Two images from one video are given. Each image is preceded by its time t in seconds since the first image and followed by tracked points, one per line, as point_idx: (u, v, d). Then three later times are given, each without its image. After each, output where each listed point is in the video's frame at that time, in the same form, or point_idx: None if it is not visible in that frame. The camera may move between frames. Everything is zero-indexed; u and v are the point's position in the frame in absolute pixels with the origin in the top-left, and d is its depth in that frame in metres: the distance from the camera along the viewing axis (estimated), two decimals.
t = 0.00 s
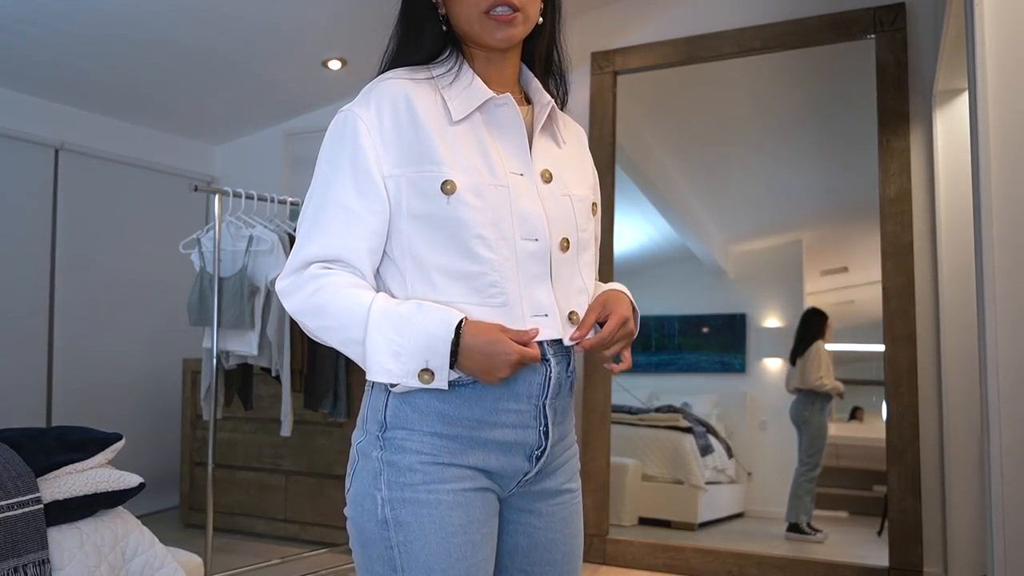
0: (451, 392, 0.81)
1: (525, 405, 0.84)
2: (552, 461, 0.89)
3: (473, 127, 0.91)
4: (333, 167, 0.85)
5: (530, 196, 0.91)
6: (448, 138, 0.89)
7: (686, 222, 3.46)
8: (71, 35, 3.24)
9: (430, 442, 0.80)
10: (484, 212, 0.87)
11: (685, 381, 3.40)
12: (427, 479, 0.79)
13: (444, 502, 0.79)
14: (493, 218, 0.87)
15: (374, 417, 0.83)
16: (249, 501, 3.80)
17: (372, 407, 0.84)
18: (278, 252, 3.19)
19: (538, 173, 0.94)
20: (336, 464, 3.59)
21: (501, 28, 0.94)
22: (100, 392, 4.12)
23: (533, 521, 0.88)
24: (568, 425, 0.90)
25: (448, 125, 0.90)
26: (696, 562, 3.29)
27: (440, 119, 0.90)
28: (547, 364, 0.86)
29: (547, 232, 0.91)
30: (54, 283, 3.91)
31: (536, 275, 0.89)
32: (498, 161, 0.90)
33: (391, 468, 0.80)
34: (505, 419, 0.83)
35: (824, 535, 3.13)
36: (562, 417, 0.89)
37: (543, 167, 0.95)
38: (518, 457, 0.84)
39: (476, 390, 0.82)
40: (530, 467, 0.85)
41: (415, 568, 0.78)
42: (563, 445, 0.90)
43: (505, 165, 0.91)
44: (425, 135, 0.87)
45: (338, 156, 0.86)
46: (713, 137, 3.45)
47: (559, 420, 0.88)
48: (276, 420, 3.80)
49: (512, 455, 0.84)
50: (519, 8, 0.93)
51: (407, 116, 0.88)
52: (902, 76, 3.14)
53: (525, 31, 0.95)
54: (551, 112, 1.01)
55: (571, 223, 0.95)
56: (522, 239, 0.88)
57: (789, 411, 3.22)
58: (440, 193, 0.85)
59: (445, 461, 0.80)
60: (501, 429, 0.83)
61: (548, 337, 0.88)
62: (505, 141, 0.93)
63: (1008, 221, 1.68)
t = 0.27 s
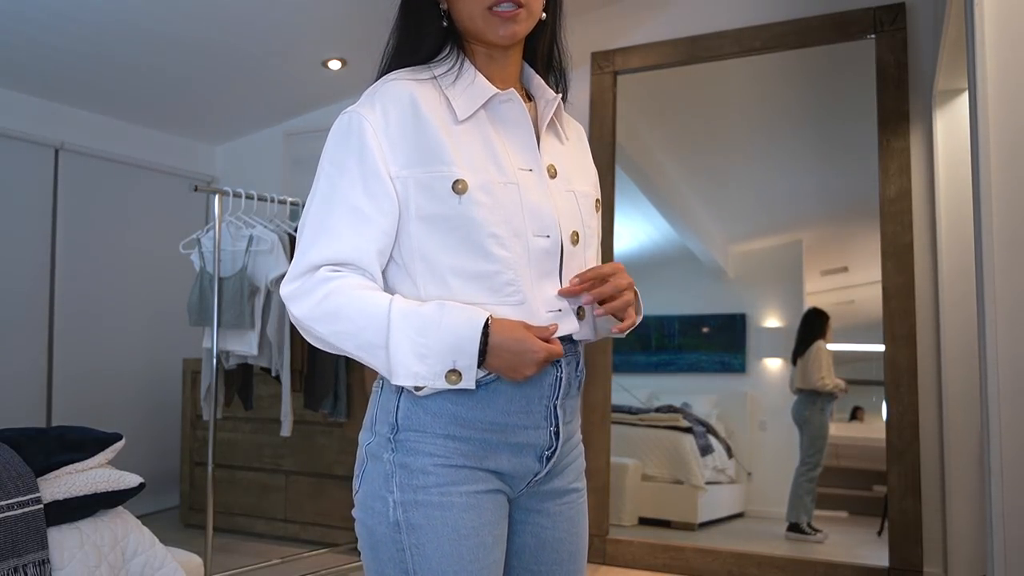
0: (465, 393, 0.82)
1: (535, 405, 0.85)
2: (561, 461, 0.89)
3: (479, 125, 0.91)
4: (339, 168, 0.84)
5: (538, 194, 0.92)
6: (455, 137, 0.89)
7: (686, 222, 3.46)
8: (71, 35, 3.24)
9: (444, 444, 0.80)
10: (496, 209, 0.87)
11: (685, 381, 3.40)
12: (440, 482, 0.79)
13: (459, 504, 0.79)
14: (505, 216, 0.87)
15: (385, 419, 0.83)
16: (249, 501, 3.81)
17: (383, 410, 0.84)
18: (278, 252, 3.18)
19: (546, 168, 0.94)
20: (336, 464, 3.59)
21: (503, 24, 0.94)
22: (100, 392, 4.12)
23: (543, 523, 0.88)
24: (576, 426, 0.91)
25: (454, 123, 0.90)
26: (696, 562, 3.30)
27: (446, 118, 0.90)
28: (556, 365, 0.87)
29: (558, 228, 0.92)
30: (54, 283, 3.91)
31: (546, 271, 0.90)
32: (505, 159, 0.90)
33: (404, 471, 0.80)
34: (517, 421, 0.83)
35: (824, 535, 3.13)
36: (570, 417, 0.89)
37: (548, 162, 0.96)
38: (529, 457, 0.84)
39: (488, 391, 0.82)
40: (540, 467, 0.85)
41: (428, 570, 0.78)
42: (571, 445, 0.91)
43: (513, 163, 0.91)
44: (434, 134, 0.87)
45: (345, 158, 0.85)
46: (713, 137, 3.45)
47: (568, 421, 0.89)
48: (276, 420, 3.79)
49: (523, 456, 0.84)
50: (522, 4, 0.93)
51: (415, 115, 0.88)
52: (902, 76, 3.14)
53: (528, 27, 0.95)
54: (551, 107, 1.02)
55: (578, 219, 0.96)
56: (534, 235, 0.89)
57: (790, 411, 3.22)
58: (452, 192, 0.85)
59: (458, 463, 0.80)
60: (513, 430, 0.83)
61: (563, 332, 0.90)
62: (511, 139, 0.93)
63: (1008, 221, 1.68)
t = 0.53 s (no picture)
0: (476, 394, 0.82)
1: (545, 406, 0.85)
2: (568, 460, 0.90)
3: (487, 126, 0.91)
4: (347, 167, 0.83)
5: (547, 194, 0.92)
6: (465, 138, 0.89)
7: (686, 222, 3.46)
8: (71, 35, 3.24)
9: (455, 444, 0.80)
10: (510, 209, 0.87)
11: (685, 381, 3.40)
12: (452, 482, 0.79)
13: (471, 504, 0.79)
14: (518, 215, 0.88)
15: (393, 418, 0.83)
16: (249, 501, 3.81)
17: (391, 410, 0.84)
18: (277, 252, 3.18)
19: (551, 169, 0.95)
20: (336, 464, 3.59)
21: (506, 25, 0.94)
22: (100, 392, 4.12)
23: (548, 523, 0.88)
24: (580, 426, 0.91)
25: (462, 124, 0.90)
26: (696, 562, 3.30)
27: (455, 119, 0.90)
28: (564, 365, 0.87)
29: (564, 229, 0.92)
30: (54, 283, 3.91)
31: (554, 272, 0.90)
32: (513, 159, 0.91)
33: (414, 472, 0.80)
34: (527, 420, 0.83)
35: (823, 535, 3.13)
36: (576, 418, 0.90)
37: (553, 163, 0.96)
38: (539, 457, 0.85)
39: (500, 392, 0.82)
40: (549, 467, 0.86)
41: (440, 571, 0.78)
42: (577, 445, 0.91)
43: (520, 163, 0.91)
44: (444, 134, 0.87)
45: (354, 157, 0.84)
46: (713, 137, 3.45)
47: (574, 421, 0.89)
48: (276, 420, 3.79)
49: (532, 456, 0.84)
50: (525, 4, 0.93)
51: (424, 116, 0.88)
52: (901, 77, 3.14)
53: (530, 27, 0.95)
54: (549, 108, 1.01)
55: (580, 220, 0.97)
56: (542, 235, 0.90)
57: (790, 411, 3.22)
58: (470, 191, 0.85)
59: (470, 464, 0.80)
60: (523, 430, 0.83)
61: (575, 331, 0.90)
62: (518, 140, 0.93)
63: (1008, 222, 1.68)
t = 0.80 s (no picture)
0: (420, 399, 0.95)
1: (484, 408, 0.93)
2: (540, 463, 0.93)
3: (422, 152, 1.04)
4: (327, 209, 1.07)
5: (480, 205, 1.00)
6: (399, 166, 1.04)
7: (687, 221, 3.46)
8: (72, 35, 3.24)
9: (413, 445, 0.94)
10: (419, 225, 1.00)
11: (685, 381, 3.38)
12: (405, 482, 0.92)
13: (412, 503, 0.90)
14: (427, 230, 0.99)
15: (385, 428, 0.98)
16: (249, 501, 3.81)
17: (387, 419, 0.99)
18: (277, 252, 3.15)
19: (489, 175, 1.00)
20: (336, 464, 3.59)
21: (475, 39, 1.01)
22: (101, 392, 4.12)
23: (535, 521, 0.92)
24: (561, 426, 0.93)
25: (399, 151, 1.04)
26: (696, 562, 3.30)
27: (395, 148, 1.05)
28: (493, 368, 0.94)
29: (499, 235, 0.98)
30: (54, 283, 3.91)
31: (486, 277, 0.98)
32: (437, 178, 1.01)
33: (387, 473, 0.94)
34: (463, 424, 0.93)
35: (825, 534, 3.14)
36: (544, 419, 0.93)
37: (496, 166, 1.00)
38: (484, 457, 0.92)
39: (435, 398, 0.94)
40: (501, 466, 0.92)
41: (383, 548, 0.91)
42: (560, 448, 0.93)
43: (447, 179, 1.01)
44: (382, 167, 1.04)
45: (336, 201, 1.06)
46: (713, 137, 3.45)
47: (540, 422, 0.93)
48: (276, 420, 3.79)
49: (480, 456, 0.92)
50: (493, 19, 1.00)
51: (370, 152, 1.05)
52: (901, 76, 3.14)
53: (502, 41, 1.02)
54: (535, 101, 1.05)
55: (548, 218, 0.99)
56: (451, 248, 0.98)
57: (790, 411, 3.22)
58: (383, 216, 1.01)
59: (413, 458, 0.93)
60: (460, 431, 0.93)
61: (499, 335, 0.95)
62: (451, 155, 1.03)
63: (1007, 222, 1.68)
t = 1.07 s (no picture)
0: (435, 398, 0.95)
1: (499, 407, 0.93)
2: (554, 461, 0.93)
3: (436, 155, 1.04)
4: (341, 212, 1.06)
5: (495, 210, 1.00)
6: (413, 171, 1.04)
7: (686, 221, 3.45)
8: (72, 36, 3.24)
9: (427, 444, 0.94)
10: (435, 230, 0.99)
11: (685, 381, 3.38)
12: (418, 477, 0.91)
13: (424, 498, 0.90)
14: (443, 235, 0.99)
15: (399, 425, 0.98)
16: (249, 501, 3.81)
17: (403, 416, 0.99)
18: (277, 252, 3.15)
19: (503, 181, 1.00)
20: (336, 464, 3.59)
21: (490, 45, 1.01)
22: (101, 392, 4.12)
23: (547, 520, 0.92)
24: (575, 424, 0.94)
25: (413, 157, 1.04)
26: (696, 562, 3.30)
27: (408, 154, 1.05)
28: (508, 367, 0.94)
29: (513, 240, 0.98)
30: (54, 283, 3.91)
31: (499, 285, 0.98)
32: (452, 183, 1.01)
33: (399, 468, 0.94)
34: (477, 421, 0.93)
35: (826, 534, 3.13)
36: (558, 417, 0.93)
37: (510, 173, 1.01)
38: (499, 454, 0.92)
39: (450, 396, 0.94)
40: (516, 464, 0.92)
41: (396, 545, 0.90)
42: (575, 446, 0.93)
43: (462, 184, 1.01)
44: (397, 171, 1.03)
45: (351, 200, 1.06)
46: (713, 137, 3.45)
47: (554, 420, 0.93)
48: (276, 420, 3.79)
49: (493, 453, 0.92)
50: (507, 25, 1.01)
51: (384, 157, 1.05)
52: (901, 76, 3.14)
53: (515, 48, 1.02)
54: (548, 110, 1.05)
55: (561, 225, 0.99)
56: (466, 253, 0.98)
57: (789, 411, 3.22)
58: (398, 221, 1.01)
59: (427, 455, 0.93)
60: (475, 428, 0.93)
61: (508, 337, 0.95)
62: (465, 162, 1.03)
63: (1007, 222, 1.68)
